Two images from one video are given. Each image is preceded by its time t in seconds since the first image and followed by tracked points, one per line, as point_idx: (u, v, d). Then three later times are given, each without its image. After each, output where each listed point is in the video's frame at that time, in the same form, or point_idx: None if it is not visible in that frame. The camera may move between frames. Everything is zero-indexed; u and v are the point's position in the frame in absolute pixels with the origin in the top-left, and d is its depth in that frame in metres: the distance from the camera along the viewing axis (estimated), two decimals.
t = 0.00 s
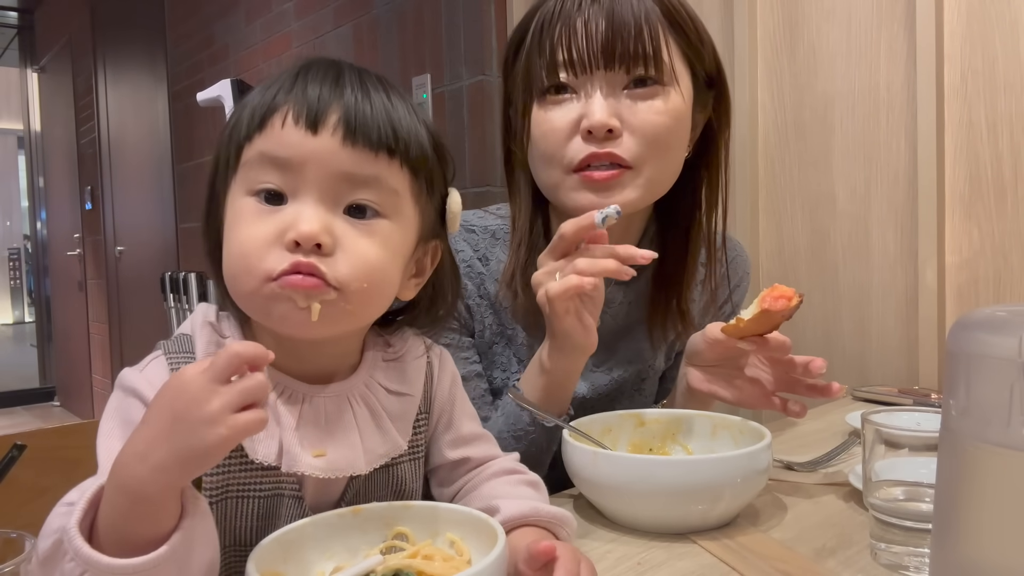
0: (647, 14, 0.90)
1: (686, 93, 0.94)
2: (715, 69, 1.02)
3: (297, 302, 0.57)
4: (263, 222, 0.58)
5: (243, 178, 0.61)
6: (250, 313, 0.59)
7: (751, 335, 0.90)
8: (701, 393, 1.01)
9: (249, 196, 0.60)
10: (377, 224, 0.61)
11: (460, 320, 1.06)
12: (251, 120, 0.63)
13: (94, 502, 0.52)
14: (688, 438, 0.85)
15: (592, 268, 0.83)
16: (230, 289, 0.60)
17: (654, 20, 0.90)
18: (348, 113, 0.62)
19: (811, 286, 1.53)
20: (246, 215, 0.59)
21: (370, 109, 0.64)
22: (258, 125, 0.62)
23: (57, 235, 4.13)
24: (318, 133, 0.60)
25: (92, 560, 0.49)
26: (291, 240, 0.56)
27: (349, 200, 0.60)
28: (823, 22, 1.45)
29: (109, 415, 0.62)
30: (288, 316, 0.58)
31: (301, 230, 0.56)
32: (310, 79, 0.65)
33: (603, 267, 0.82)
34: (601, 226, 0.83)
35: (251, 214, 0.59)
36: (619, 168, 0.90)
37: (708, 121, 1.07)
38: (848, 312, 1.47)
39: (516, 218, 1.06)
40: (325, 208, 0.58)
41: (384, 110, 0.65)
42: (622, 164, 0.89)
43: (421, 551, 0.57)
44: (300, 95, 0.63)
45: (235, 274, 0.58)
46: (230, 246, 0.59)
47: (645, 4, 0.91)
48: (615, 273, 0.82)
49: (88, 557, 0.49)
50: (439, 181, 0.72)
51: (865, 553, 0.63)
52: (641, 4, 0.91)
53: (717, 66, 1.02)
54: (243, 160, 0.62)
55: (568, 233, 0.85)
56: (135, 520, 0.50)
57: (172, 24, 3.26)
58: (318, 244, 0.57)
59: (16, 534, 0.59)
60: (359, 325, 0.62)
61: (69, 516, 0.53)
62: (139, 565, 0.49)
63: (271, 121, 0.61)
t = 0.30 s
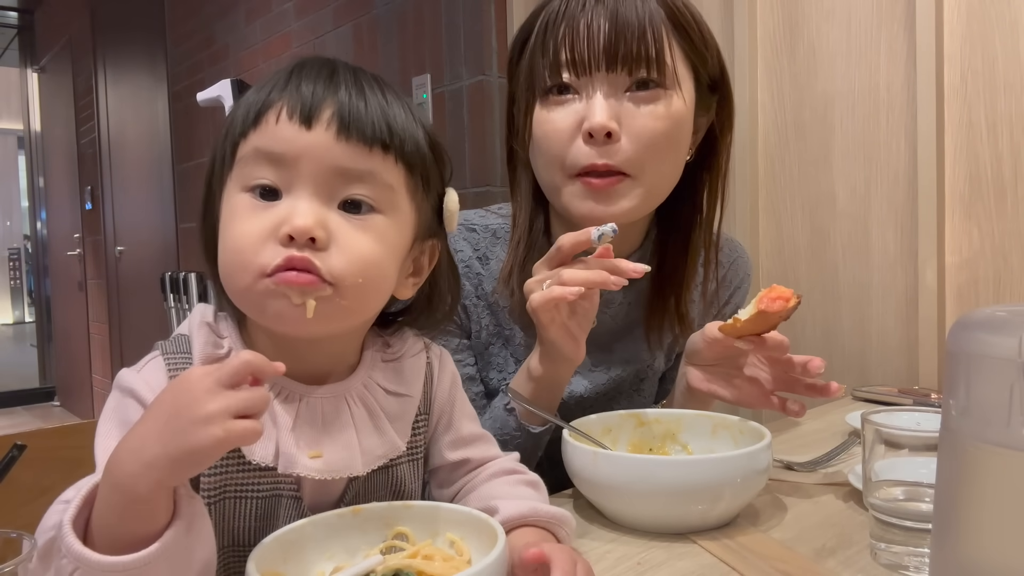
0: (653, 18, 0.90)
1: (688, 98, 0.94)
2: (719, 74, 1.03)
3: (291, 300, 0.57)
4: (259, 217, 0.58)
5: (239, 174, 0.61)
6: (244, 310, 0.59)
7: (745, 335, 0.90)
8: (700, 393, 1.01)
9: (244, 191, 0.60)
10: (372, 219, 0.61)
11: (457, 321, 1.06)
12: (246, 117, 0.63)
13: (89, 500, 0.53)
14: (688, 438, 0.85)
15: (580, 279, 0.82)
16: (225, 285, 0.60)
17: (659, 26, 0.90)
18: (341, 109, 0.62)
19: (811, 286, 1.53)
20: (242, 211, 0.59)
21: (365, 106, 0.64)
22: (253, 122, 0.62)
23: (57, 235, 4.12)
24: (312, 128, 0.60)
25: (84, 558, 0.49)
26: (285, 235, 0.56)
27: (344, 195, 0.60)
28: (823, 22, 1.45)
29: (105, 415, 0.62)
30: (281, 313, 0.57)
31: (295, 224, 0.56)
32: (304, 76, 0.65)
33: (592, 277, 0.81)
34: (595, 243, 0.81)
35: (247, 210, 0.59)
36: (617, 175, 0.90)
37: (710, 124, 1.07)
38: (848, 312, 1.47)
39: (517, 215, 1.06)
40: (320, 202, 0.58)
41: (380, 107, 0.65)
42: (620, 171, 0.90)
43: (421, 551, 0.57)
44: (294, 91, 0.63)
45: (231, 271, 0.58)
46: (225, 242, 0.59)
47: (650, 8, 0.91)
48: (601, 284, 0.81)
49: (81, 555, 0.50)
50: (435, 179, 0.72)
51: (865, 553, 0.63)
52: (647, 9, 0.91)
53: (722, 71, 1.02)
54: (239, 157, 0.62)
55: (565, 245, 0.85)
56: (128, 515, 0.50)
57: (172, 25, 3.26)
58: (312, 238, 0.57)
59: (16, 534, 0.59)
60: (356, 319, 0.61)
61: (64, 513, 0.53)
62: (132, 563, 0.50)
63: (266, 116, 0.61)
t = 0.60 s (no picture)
0: (652, 18, 0.90)
1: (688, 97, 0.94)
2: (720, 74, 1.03)
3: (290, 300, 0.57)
4: (258, 215, 0.58)
5: (238, 173, 0.61)
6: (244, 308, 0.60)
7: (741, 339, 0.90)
8: (701, 393, 1.01)
9: (243, 189, 0.60)
10: (371, 217, 0.61)
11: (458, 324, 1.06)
12: (246, 116, 0.63)
13: (101, 496, 0.53)
14: (688, 438, 0.85)
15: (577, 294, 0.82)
16: (225, 282, 0.60)
17: (659, 25, 0.90)
18: (341, 107, 0.62)
19: (811, 286, 1.53)
20: (241, 209, 0.59)
21: (365, 105, 0.64)
22: (253, 120, 0.62)
23: (57, 235, 4.12)
24: (312, 126, 0.60)
25: (96, 552, 0.49)
26: (283, 232, 0.56)
27: (343, 193, 0.60)
28: (823, 22, 1.45)
29: (107, 414, 0.62)
30: (280, 312, 0.57)
31: (294, 222, 0.56)
32: (304, 75, 0.65)
33: (591, 293, 0.82)
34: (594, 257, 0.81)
35: (246, 207, 0.59)
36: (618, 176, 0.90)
37: (711, 124, 1.07)
38: (848, 312, 1.47)
39: (518, 217, 1.06)
40: (319, 200, 0.58)
41: (380, 106, 0.65)
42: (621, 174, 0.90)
43: (421, 551, 0.57)
44: (293, 90, 0.63)
45: (230, 269, 0.58)
46: (224, 240, 0.59)
47: (649, 8, 0.91)
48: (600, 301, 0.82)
49: (92, 548, 0.50)
50: (435, 178, 0.72)
51: (865, 553, 0.63)
52: (647, 9, 0.91)
53: (722, 71, 1.02)
54: (239, 156, 0.62)
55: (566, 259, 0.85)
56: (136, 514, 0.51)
57: (172, 25, 3.26)
58: (310, 236, 0.57)
59: (16, 534, 0.59)
60: (356, 316, 0.61)
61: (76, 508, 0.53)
62: (140, 560, 0.50)
63: (266, 115, 0.61)
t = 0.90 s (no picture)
0: (648, 21, 0.90)
1: (686, 104, 0.94)
2: (719, 77, 1.02)
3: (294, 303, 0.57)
4: (261, 214, 0.58)
5: (241, 172, 0.61)
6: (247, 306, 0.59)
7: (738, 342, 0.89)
8: (701, 392, 1.01)
9: (246, 189, 0.60)
10: (375, 217, 0.61)
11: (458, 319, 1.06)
12: (249, 115, 0.63)
13: (107, 493, 0.53)
14: (687, 438, 0.85)
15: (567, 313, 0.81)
16: (228, 282, 0.60)
17: (655, 27, 0.90)
18: (345, 106, 0.62)
19: (811, 285, 1.53)
20: (244, 209, 0.59)
21: (369, 105, 0.64)
22: (257, 119, 0.62)
23: (57, 235, 4.13)
24: (316, 125, 0.60)
25: (101, 548, 0.49)
26: (287, 232, 0.56)
27: (346, 194, 0.60)
28: (823, 22, 1.45)
29: (107, 414, 0.62)
30: (285, 308, 0.57)
31: (298, 222, 0.56)
32: (308, 75, 0.65)
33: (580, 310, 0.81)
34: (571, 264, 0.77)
35: (249, 207, 0.59)
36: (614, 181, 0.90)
37: (708, 131, 1.07)
38: (848, 312, 1.47)
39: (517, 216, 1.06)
40: (322, 200, 0.58)
41: (383, 106, 0.65)
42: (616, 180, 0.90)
43: (420, 551, 0.57)
44: (297, 89, 0.63)
45: (233, 269, 0.59)
46: (228, 239, 0.59)
47: (647, 10, 0.90)
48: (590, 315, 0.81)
49: (97, 545, 0.50)
50: (437, 178, 0.72)
51: (865, 553, 0.63)
52: (644, 12, 0.90)
53: (721, 74, 1.02)
54: (242, 155, 0.62)
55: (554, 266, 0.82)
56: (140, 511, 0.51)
57: (172, 25, 3.26)
58: (314, 235, 0.57)
59: (15, 534, 0.59)
60: (359, 315, 0.61)
61: (81, 506, 0.53)
62: (146, 557, 0.50)
63: (270, 114, 0.61)
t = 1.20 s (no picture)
0: (658, 27, 0.89)
1: (693, 111, 0.94)
2: (726, 84, 1.02)
3: (295, 306, 0.57)
4: (264, 214, 0.58)
5: (245, 171, 0.61)
6: (250, 305, 0.59)
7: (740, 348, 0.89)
8: (701, 393, 1.01)
9: (249, 188, 0.60)
10: (378, 218, 0.61)
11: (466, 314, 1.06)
12: (254, 113, 0.63)
13: (110, 493, 0.53)
14: (688, 438, 0.85)
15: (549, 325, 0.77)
16: (231, 281, 0.60)
17: (665, 34, 0.90)
18: (350, 107, 0.62)
19: (811, 285, 1.53)
20: (247, 209, 0.59)
21: (373, 106, 0.64)
22: (261, 118, 0.62)
23: (57, 234, 4.12)
24: (320, 124, 0.60)
25: (104, 548, 0.49)
26: (290, 232, 0.56)
27: (350, 193, 0.60)
28: (823, 22, 1.45)
29: (109, 415, 0.62)
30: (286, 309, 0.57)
31: (301, 221, 0.56)
32: (313, 75, 0.65)
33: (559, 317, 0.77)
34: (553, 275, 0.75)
35: (253, 207, 0.59)
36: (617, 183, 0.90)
37: (715, 136, 1.08)
38: (848, 312, 1.47)
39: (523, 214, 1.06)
40: (326, 199, 0.58)
41: (387, 107, 0.65)
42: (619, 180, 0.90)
43: (420, 551, 0.57)
44: (302, 90, 0.63)
45: (237, 268, 0.59)
46: (232, 238, 0.59)
47: (656, 16, 0.90)
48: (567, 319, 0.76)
49: (101, 545, 0.50)
50: (440, 180, 0.72)
51: (865, 553, 0.63)
52: (654, 18, 0.90)
53: (729, 81, 1.02)
54: (245, 154, 0.62)
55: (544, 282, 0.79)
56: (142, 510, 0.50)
57: (172, 25, 3.26)
58: (317, 235, 0.57)
59: (16, 534, 0.59)
60: (360, 317, 0.61)
61: (85, 505, 0.53)
62: (150, 556, 0.50)
63: (274, 112, 0.61)
